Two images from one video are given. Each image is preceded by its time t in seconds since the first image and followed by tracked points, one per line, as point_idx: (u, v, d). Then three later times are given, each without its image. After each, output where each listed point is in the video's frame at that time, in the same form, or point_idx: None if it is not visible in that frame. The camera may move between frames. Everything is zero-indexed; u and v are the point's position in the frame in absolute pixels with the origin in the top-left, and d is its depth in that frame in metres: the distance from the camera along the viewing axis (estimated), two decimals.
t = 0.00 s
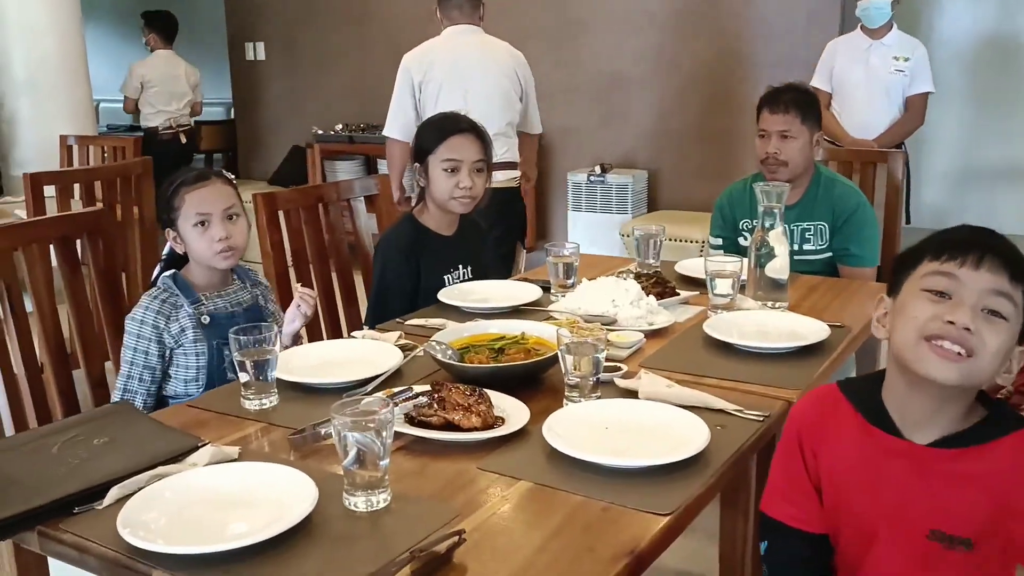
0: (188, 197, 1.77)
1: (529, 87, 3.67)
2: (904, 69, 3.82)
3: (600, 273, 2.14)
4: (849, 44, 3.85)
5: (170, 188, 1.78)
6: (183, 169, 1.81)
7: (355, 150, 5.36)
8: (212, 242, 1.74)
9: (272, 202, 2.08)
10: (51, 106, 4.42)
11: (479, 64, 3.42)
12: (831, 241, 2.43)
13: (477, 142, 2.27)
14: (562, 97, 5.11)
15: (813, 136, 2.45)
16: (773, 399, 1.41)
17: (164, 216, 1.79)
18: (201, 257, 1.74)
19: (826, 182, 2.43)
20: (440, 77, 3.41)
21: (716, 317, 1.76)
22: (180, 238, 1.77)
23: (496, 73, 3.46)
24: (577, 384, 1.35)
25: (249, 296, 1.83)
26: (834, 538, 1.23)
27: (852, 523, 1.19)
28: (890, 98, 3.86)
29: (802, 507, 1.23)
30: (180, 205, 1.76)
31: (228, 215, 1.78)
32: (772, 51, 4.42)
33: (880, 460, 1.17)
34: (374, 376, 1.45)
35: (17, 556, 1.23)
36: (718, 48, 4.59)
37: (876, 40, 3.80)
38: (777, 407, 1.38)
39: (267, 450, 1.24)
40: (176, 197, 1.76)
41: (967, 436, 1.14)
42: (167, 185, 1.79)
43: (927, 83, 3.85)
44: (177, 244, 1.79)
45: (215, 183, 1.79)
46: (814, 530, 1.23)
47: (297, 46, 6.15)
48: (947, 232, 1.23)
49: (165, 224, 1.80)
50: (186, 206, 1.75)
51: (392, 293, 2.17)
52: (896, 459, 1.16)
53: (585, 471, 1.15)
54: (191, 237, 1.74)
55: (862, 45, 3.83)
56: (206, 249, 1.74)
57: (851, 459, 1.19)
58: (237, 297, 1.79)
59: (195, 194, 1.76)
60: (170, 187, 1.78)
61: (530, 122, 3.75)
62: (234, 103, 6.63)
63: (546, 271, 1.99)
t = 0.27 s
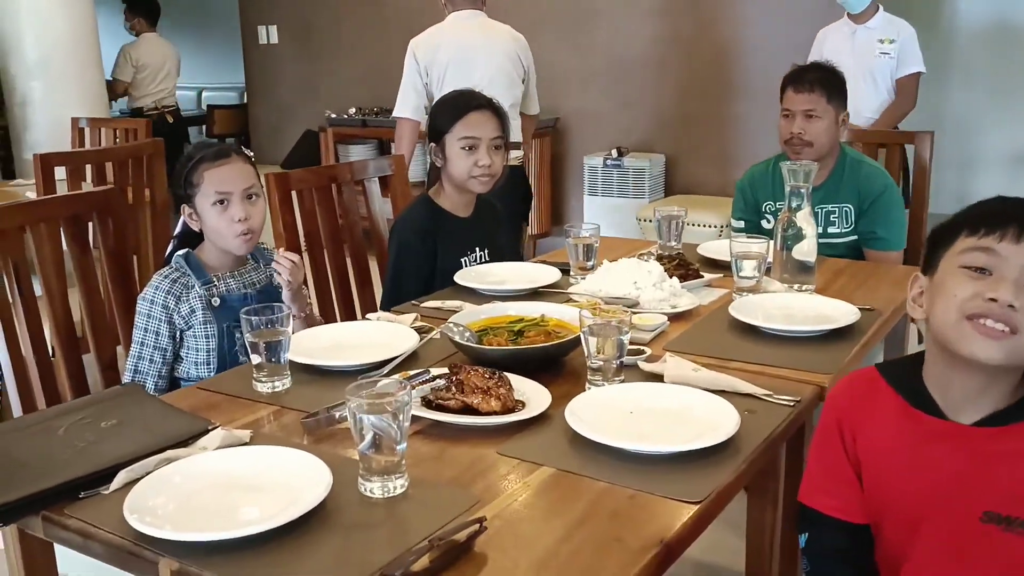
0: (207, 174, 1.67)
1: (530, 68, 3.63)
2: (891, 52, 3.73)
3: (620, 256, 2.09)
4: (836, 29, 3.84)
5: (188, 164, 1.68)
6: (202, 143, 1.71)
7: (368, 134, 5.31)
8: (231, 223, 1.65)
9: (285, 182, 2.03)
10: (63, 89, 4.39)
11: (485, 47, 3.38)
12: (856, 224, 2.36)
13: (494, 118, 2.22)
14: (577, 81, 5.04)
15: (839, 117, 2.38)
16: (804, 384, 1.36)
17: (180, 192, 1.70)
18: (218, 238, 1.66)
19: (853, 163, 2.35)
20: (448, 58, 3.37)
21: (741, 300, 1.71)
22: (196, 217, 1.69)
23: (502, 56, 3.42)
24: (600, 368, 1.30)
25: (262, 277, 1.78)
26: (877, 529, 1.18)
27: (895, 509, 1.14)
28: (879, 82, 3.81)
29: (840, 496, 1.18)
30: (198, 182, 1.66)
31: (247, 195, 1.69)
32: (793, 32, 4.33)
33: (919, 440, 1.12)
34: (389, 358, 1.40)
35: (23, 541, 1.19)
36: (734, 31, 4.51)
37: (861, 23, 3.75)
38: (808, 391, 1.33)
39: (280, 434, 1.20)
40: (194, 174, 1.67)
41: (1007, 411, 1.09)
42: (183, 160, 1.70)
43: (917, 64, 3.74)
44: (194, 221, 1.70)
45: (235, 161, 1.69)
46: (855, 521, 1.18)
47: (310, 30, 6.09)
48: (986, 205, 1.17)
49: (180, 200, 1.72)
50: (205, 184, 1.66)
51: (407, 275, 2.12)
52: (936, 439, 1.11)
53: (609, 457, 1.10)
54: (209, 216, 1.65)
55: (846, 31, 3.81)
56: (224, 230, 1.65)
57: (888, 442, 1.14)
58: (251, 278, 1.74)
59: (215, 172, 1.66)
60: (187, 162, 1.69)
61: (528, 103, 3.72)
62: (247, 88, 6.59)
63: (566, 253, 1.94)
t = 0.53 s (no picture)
0: (217, 152, 1.60)
1: (535, 42, 3.54)
2: (856, 33, 3.59)
3: (643, 242, 2.02)
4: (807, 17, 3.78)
5: (198, 141, 1.62)
6: (211, 120, 1.65)
7: (381, 118, 5.24)
8: (241, 204, 1.59)
9: (298, 162, 1.97)
10: (74, 72, 4.34)
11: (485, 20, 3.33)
12: (888, 210, 2.28)
13: (510, 97, 2.13)
14: (594, 64, 4.94)
15: (871, 97, 2.29)
16: (842, 376, 1.29)
17: (188, 171, 1.64)
18: (228, 219, 1.60)
19: (885, 146, 2.26)
20: (449, 32, 3.34)
21: (771, 288, 1.63)
22: (205, 197, 1.63)
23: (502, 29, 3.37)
24: (627, 359, 1.23)
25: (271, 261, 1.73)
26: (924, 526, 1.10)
27: (947, 505, 1.06)
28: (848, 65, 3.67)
29: (886, 490, 1.10)
30: (208, 161, 1.60)
31: (259, 175, 1.63)
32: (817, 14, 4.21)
33: (974, 430, 1.05)
34: (405, 346, 1.34)
35: (22, 536, 1.14)
36: (757, 10, 4.39)
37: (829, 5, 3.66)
38: (847, 384, 1.25)
39: (291, 426, 1.14)
40: (203, 152, 1.61)
41: None
42: (191, 137, 1.64)
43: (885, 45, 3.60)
44: (201, 201, 1.64)
45: (246, 139, 1.63)
46: (901, 517, 1.10)
47: (323, 13, 6.02)
48: None
49: (187, 179, 1.65)
50: (215, 163, 1.59)
51: (422, 261, 2.06)
52: (994, 429, 1.04)
53: (640, 456, 1.03)
54: (219, 196, 1.59)
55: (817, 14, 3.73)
56: (234, 211, 1.59)
57: (941, 433, 1.07)
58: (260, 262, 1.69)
59: (226, 150, 1.60)
60: (196, 139, 1.63)
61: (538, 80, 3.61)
62: (260, 72, 6.53)
63: (588, 238, 1.87)
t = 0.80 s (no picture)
0: (223, 137, 1.53)
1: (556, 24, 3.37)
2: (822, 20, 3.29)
3: (674, 232, 1.92)
4: None
5: (202, 125, 1.54)
6: (217, 104, 1.57)
7: (401, 102, 5.14)
8: (249, 191, 1.51)
9: (311, 149, 1.88)
10: (90, 54, 4.28)
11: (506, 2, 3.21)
12: (933, 200, 2.16)
13: (529, 78, 2.04)
14: (619, 46, 4.81)
15: (914, 81, 2.17)
16: (894, 381, 1.19)
17: (192, 157, 1.57)
18: (234, 207, 1.52)
19: (930, 132, 2.14)
20: (470, 14, 3.25)
21: (812, 282, 1.53)
22: (210, 184, 1.55)
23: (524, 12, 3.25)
24: (661, 363, 1.14)
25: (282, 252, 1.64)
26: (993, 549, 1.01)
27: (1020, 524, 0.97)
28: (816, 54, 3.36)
29: (950, 509, 1.01)
30: (213, 145, 1.53)
31: (267, 160, 1.55)
32: None
33: None
34: (422, 346, 1.26)
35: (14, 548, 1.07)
36: None
37: None
38: (901, 391, 1.15)
39: (300, 435, 1.06)
40: (208, 136, 1.53)
41: None
42: (195, 122, 1.57)
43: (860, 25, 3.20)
44: (206, 188, 1.56)
45: (254, 123, 1.56)
46: (968, 539, 1.01)
47: None
48: None
49: (192, 166, 1.58)
50: (220, 148, 1.52)
51: (441, 251, 1.97)
52: None
53: (679, 473, 0.94)
54: (225, 183, 1.51)
55: None
56: (241, 198, 1.51)
57: (1012, 444, 0.97)
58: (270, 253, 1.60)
59: (233, 134, 1.53)
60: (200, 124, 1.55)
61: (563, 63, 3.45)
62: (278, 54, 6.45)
63: (617, 228, 1.78)
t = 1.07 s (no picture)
0: (225, 118, 1.48)
1: None
2: None
3: (706, 220, 1.82)
4: None
5: (203, 107, 1.49)
6: (218, 83, 1.52)
7: (422, 80, 5.03)
8: (252, 174, 1.46)
9: (323, 128, 1.79)
10: (106, 30, 4.21)
11: None
12: (986, 185, 2.05)
13: (553, 53, 1.94)
14: (646, 22, 4.66)
15: (964, 62, 2.04)
16: (954, 386, 1.08)
17: (193, 140, 1.52)
18: (238, 192, 1.47)
19: (985, 114, 2.01)
20: None
21: (858, 275, 1.41)
22: (212, 168, 1.50)
23: None
24: (697, 369, 1.04)
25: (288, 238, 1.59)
26: None
27: None
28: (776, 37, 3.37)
29: None
30: (214, 127, 1.48)
31: (272, 142, 1.49)
32: None
33: None
34: (435, 345, 1.17)
35: None
36: None
37: None
38: (962, 399, 1.04)
39: (302, 444, 0.97)
40: (209, 118, 1.48)
41: None
42: (196, 103, 1.52)
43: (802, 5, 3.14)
44: (207, 172, 1.51)
45: (257, 103, 1.50)
46: None
47: None
48: None
49: (194, 150, 1.53)
50: (221, 129, 1.47)
51: (459, 238, 1.88)
52: None
53: (718, 496, 0.84)
54: (227, 167, 1.47)
55: None
56: (245, 182, 1.46)
57: None
58: (275, 240, 1.55)
59: (234, 115, 1.47)
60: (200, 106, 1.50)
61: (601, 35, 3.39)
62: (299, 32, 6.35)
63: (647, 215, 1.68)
